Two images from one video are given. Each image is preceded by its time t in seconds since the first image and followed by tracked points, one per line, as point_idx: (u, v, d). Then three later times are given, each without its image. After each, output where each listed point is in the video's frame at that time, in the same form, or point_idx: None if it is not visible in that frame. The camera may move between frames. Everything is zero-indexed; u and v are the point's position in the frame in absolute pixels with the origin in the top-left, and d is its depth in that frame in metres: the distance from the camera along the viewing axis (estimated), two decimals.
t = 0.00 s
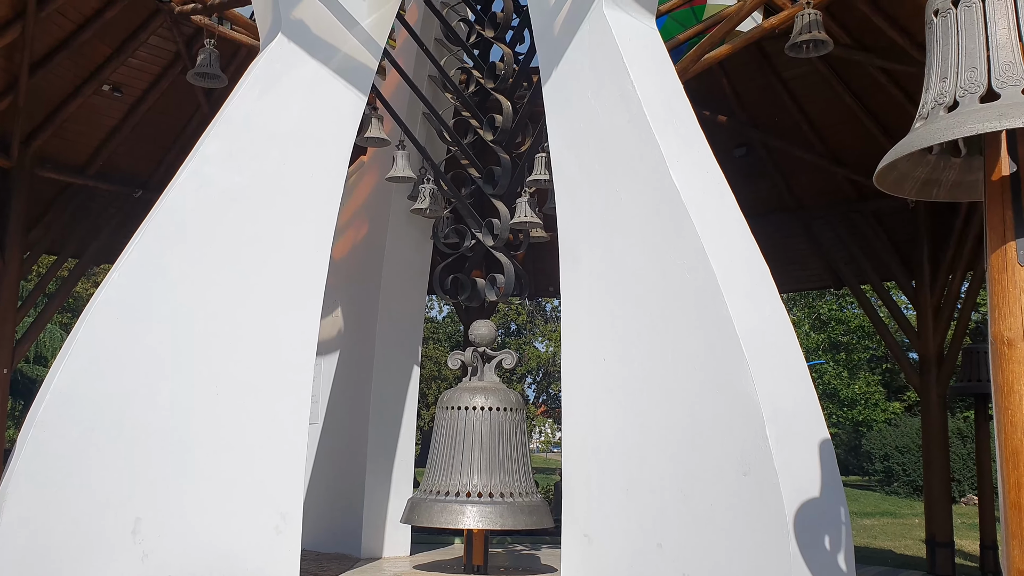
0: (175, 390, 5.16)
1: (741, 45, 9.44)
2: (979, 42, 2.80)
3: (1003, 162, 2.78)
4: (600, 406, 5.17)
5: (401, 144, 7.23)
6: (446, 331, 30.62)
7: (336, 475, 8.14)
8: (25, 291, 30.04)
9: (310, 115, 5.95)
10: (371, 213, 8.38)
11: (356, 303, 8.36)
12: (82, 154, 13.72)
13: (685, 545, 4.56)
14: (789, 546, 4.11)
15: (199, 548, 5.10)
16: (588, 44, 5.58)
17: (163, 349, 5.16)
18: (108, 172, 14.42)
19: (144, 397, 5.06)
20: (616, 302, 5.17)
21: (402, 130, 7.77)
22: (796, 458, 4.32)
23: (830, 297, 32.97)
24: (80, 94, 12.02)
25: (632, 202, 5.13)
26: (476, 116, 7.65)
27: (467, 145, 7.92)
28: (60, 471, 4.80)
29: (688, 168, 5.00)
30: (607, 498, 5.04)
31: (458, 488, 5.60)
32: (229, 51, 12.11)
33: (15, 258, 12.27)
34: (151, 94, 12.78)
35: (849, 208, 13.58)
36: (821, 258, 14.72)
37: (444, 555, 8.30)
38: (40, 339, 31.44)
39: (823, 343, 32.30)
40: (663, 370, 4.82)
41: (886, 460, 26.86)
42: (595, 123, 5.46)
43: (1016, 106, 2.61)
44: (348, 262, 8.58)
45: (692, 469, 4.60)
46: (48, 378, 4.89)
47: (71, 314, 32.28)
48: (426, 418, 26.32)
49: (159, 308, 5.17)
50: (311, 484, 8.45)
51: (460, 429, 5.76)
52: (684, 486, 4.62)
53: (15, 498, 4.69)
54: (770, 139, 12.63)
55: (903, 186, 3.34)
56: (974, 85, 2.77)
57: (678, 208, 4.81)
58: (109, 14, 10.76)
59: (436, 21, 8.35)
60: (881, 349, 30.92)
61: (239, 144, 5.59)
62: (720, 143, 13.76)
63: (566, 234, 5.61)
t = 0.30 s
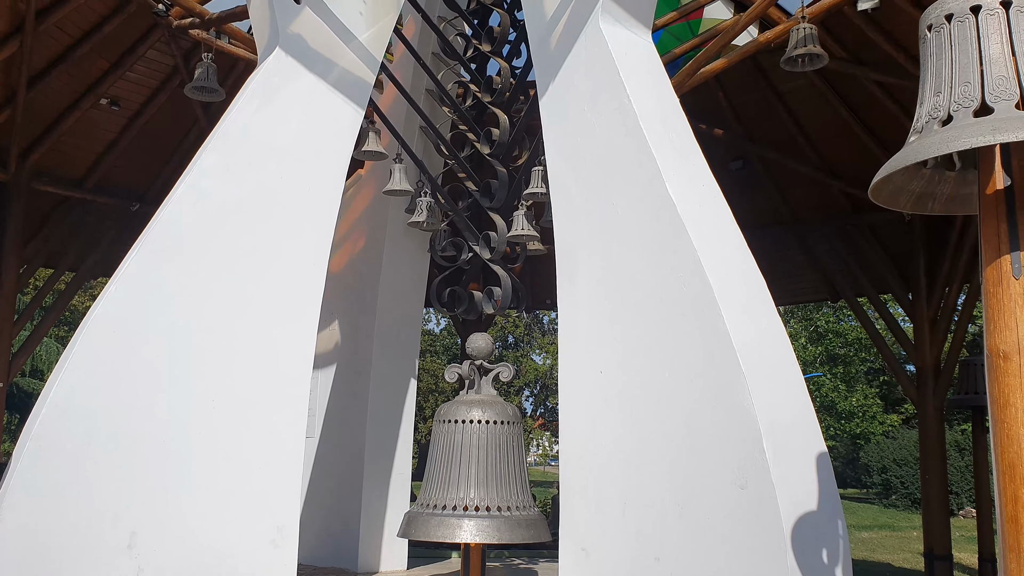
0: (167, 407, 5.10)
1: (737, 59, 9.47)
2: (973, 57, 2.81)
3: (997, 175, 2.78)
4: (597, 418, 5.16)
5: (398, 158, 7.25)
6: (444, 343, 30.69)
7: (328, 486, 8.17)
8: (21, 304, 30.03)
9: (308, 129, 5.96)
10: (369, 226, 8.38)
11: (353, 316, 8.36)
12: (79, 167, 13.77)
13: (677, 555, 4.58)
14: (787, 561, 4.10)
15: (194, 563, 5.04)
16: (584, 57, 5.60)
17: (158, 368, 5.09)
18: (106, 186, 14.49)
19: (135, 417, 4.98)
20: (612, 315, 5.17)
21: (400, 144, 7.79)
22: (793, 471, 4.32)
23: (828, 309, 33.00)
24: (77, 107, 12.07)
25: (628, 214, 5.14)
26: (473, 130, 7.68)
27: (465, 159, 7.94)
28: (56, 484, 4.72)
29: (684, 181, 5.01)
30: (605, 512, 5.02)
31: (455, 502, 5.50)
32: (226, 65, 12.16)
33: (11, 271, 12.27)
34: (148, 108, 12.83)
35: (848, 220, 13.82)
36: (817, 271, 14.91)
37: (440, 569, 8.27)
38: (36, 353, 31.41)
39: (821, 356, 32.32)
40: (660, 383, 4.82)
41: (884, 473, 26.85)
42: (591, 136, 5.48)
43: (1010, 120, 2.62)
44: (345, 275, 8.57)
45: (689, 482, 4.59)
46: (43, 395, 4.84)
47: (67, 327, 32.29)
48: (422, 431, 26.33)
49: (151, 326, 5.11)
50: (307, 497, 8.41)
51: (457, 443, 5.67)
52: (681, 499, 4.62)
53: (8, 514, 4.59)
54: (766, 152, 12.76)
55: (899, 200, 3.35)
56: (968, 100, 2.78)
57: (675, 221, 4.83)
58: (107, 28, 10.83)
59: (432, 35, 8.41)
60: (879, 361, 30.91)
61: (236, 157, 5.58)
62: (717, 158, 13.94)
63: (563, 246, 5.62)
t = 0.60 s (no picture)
0: (163, 420, 5.04)
1: (733, 71, 9.52)
2: (967, 69, 2.83)
3: (992, 188, 2.79)
4: (595, 431, 5.14)
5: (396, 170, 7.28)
6: (441, 354, 30.77)
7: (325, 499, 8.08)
8: (18, 318, 30.05)
9: (305, 143, 5.97)
10: (366, 239, 8.36)
11: (350, 329, 8.35)
12: (77, 180, 13.84)
13: (675, 568, 4.56)
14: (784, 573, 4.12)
15: None
16: (581, 70, 5.62)
17: (155, 381, 5.05)
18: (104, 198, 14.55)
19: (132, 429, 4.95)
20: (609, 327, 5.17)
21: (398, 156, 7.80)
22: (790, 483, 4.32)
23: (825, 320, 33.01)
24: (73, 120, 12.11)
25: (625, 227, 5.15)
26: (471, 142, 7.69)
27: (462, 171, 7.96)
28: (51, 498, 4.74)
29: (680, 194, 5.03)
30: (603, 526, 4.98)
31: (452, 514, 5.47)
32: (224, 78, 12.20)
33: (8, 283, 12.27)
34: (145, 121, 12.86)
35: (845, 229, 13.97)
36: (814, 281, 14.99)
37: None
38: (34, 366, 31.45)
39: (818, 367, 32.35)
40: (658, 395, 4.81)
41: (882, 484, 26.85)
42: (588, 149, 5.50)
43: (1004, 133, 2.63)
44: (342, 288, 8.55)
45: (687, 494, 4.58)
46: (39, 408, 4.85)
47: (64, 340, 32.34)
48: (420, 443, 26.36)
49: (148, 338, 5.08)
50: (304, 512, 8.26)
51: (454, 455, 5.62)
52: (679, 513, 4.60)
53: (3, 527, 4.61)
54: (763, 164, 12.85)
55: (896, 211, 3.36)
56: (962, 113, 2.79)
57: (671, 234, 4.84)
58: (105, 41, 10.88)
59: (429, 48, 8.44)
60: (876, 372, 30.90)
61: (233, 169, 5.58)
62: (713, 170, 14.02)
63: (560, 259, 5.62)
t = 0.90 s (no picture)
0: (160, 434, 5.01)
1: (729, 83, 9.54)
2: (961, 81, 2.84)
3: (988, 199, 2.80)
4: (592, 443, 5.13)
5: (393, 182, 7.29)
6: (439, 366, 30.83)
7: (321, 513, 8.03)
8: (15, 330, 30.01)
9: (303, 156, 5.98)
10: (364, 250, 8.37)
11: (347, 340, 8.33)
12: (74, 193, 13.89)
13: None
14: None
15: None
16: (578, 83, 5.65)
17: (152, 394, 5.04)
18: (101, 210, 14.58)
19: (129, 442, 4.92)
20: (607, 340, 5.17)
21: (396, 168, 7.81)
22: (788, 494, 4.30)
23: (822, 331, 33.00)
24: (71, 132, 12.14)
25: (622, 239, 5.16)
26: (468, 154, 7.71)
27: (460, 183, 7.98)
28: (48, 512, 4.68)
29: (677, 205, 5.04)
30: (602, 538, 4.97)
31: (449, 527, 5.44)
32: (221, 91, 12.23)
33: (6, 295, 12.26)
34: (143, 134, 12.88)
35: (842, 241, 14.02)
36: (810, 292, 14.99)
37: None
38: (31, 378, 31.48)
39: (817, 377, 32.26)
40: (656, 407, 4.81)
41: (881, 495, 26.82)
42: (585, 161, 5.51)
43: (998, 145, 2.64)
44: (340, 299, 8.53)
45: (685, 506, 4.56)
46: (38, 417, 4.82)
47: (61, 352, 32.40)
48: (418, 455, 26.36)
49: (146, 350, 5.07)
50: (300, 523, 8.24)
51: (451, 468, 5.60)
52: (676, 525, 4.59)
53: None
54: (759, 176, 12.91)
55: (893, 222, 3.35)
56: (958, 124, 2.80)
57: (668, 245, 4.84)
58: (103, 54, 10.91)
59: (427, 60, 8.46)
60: (874, 383, 30.90)
61: (230, 181, 5.58)
62: (710, 182, 14.07)
63: (557, 273, 5.64)
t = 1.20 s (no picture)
0: (158, 451, 4.98)
1: (727, 98, 9.57)
2: (958, 97, 2.85)
3: (985, 215, 2.81)
4: (592, 458, 5.12)
5: (393, 197, 7.30)
6: (439, 381, 30.81)
7: (318, 533, 7.93)
8: (13, 346, 29.99)
9: (302, 172, 5.99)
10: (363, 266, 8.37)
11: (347, 356, 8.28)
12: (73, 209, 13.92)
13: None
14: None
15: None
16: (577, 98, 5.67)
17: (150, 411, 5.01)
18: (101, 226, 14.61)
19: (128, 460, 4.89)
20: (607, 354, 5.17)
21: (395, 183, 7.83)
22: (789, 510, 4.29)
23: (822, 344, 32.85)
24: (70, 149, 12.16)
25: (621, 253, 5.17)
26: (468, 170, 7.74)
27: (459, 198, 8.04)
28: (46, 529, 4.65)
29: (676, 220, 5.05)
30: (603, 553, 4.94)
31: (449, 543, 5.41)
32: (221, 107, 12.27)
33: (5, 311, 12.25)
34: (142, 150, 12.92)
35: (841, 255, 14.04)
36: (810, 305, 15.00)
37: None
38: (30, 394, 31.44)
39: (816, 392, 32.01)
40: (656, 421, 4.80)
41: (882, 509, 26.73)
42: (584, 176, 5.53)
43: (996, 161, 2.65)
44: (340, 315, 8.43)
45: (686, 521, 4.55)
46: (36, 435, 4.78)
47: (60, 368, 32.39)
48: (417, 471, 26.29)
49: (145, 366, 5.06)
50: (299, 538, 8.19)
51: (451, 483, 5.58)
52: (676, 541, 4.57)
53: None
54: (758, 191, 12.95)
55: (890, 237, 3.36)
56: (955, 140, 2.81)
57: (667, 260, 4.85)
58: (103, 70, 10.95)
59: (426, 77, 8.51)
60: (874, 397, 30.79)
61: (229, 196, 5.59)
62: (709, 196, 14.11)
63: (557, 287, 5.64)
